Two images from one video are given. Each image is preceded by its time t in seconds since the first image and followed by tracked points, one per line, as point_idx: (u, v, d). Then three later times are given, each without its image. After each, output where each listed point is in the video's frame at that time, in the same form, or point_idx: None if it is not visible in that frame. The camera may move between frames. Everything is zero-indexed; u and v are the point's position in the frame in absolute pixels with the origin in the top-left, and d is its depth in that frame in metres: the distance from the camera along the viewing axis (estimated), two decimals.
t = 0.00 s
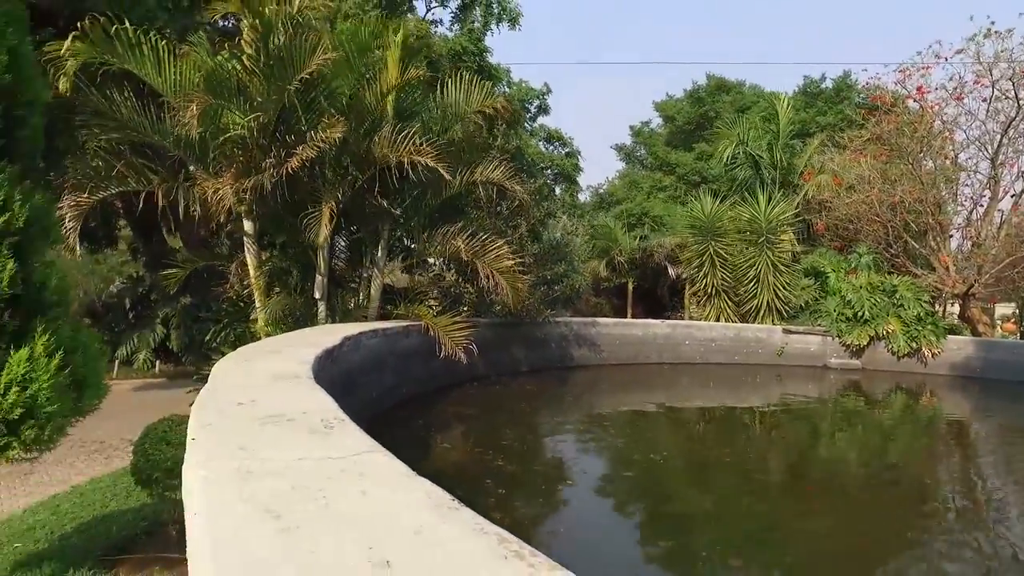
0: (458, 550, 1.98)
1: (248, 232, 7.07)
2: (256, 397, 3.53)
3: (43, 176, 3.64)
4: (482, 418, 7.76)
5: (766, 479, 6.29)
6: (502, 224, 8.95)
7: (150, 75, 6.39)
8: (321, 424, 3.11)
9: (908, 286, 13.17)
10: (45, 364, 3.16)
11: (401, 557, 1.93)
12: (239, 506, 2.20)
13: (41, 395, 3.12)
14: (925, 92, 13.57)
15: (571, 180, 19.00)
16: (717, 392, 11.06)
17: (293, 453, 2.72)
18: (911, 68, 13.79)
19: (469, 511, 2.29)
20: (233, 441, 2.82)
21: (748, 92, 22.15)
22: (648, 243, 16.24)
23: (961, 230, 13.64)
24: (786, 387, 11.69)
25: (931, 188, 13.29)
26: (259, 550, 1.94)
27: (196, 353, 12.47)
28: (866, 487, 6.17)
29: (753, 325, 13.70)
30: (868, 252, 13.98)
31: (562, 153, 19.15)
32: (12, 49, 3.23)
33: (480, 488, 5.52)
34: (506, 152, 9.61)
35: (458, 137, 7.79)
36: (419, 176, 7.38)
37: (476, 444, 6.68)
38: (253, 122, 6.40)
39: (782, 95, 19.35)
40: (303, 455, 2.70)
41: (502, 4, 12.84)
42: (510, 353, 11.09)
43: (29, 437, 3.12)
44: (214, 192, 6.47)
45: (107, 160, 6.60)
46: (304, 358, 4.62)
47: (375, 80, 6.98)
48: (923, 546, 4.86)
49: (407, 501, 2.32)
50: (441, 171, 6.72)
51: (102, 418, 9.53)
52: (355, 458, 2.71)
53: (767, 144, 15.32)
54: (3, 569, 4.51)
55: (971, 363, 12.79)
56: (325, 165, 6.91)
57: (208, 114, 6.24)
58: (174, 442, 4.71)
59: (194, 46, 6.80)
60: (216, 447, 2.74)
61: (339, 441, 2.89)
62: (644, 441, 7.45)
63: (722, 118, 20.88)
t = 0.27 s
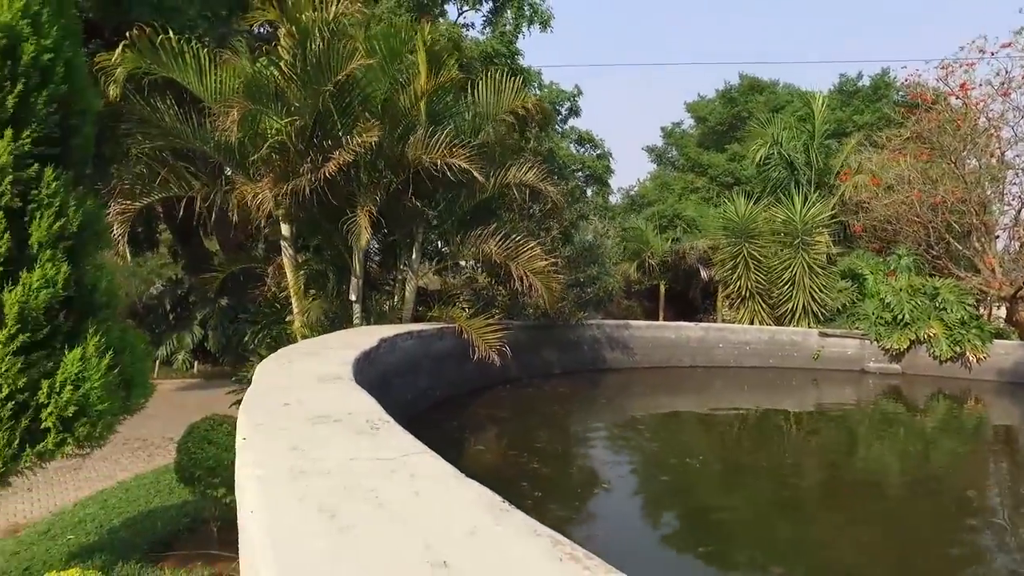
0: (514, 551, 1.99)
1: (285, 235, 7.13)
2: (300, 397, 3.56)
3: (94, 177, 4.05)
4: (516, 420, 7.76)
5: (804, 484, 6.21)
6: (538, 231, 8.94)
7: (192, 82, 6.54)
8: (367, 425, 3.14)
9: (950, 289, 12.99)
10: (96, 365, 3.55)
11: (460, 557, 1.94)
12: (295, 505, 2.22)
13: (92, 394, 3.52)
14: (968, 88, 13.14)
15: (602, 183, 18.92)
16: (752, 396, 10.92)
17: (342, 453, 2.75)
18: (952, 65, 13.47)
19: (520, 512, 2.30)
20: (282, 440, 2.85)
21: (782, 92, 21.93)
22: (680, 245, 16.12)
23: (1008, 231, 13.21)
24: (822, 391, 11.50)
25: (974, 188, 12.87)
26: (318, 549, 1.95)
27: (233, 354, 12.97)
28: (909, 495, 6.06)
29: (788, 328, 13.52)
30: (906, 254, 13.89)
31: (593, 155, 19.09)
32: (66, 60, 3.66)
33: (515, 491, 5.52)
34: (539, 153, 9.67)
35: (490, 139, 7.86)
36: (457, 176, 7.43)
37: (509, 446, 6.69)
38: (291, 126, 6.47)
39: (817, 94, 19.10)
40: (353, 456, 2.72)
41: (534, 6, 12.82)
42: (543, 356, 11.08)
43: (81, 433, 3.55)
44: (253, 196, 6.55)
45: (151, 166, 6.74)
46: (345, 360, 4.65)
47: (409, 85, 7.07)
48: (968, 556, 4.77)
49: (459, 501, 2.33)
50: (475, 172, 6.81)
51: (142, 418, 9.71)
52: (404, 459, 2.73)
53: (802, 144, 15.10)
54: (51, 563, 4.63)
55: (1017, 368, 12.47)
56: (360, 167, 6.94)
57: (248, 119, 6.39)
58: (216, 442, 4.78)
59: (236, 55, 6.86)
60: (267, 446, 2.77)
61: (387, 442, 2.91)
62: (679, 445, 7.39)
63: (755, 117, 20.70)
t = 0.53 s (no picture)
0: (563, 552, 1.99)
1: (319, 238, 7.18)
2: (339, 397, 3.59)
3: (140, 179, 4.45)
4: (548, 422, 7.77)
5: (841, 490, 6.13)
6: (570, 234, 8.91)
7: (228, 87, 6.62)
8: (408, 425, 3.15)
9: (995, 291, 12.61)
10: (139, 365, 3.92)
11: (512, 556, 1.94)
12: (346, 503, 2.24)
13: (136, 393, 3.89)
14: (1012, 84, 12.95)
15: (632, 184, 18.83)
16: (787, 399, 10.79)
17: (386, 452, 2.76)
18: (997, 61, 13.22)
19: (567, 514, 2.30)
20: (326, 439, 2.87)
21: (815, 91, 21.71)
22: (710, 246, 15.99)
23: None
24: (859, 396, 11.31)
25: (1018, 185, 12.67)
26: (370, 547, 1.96)
27: (266, 356, 13.25)
28: (950, 503, 5.95)
29: (822, 331, 13.34)
30: (946, 255, 13.64)
31: (623, 156, 19.00)
32: (113, 70, 4.07)
33: (549, 494, 5.53)
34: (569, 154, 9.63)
35: (522, 141, 7.84)
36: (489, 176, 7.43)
37: (542, 447, 6.68)
38: (325, 131, 6.53)
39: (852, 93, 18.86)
40: (396, 455, 2.73)
41: (563, 8, 12.77)
42: (574, 358, 11.07)
43: (129, 430, 3.91)
44: (288, 200, 6.59)
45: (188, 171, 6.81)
46: (381, 360, 4.69)
47: (439, 88, 7.01)
48: (1013, 566, 4.68)
49: (505, 502, 2.34)
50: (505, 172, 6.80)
51: (178, 417, 9.86)
52: (447, 459, 2.73)
53: (837, 145, 14.88)
54: (95, 556, 4.73)
55: None
56: (394, 169, 6.97)
57: (283, 124, 6.47)
58: (253, 441, 4.84)
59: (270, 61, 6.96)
60: (313, 445, 2.80)
61: (429, 442, 2.93)
62: (713, 448, 7.34)
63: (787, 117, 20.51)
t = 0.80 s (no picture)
0: (613, 558, 1.96)
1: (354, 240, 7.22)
2: (380, 399, 3.59)
3: (181, 184, 4.52)
4: (581, 425, 7.74)
5: (882, 497, 6.03)
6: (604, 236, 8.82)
7: (265, 91, 6.71)
8: (449, 427, 3.14)
9: None
10: (182, 365, 4.00)
11: (561, 563, 1.91)
12: (392, 507, 2.23)
13: (179, 392, 3.97)
14: None
15: (663, 185, 18.72)
16: (825, 404, 10.63)
17: (430, 455, 2.75)
18: None
19: (614, 519, 2.27)
20: (370, 441, 2.87)
21: (852, 88, 21.41)
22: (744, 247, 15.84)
23: None
24: (899, 401, 11.10)
25: None
26: (418, 552, 1.95)
27: (300, 357, 13.41)
28: (996, 512, 5.81)
29: (860, 334, 13.12)
30: (992, 256, 13.17)
31: (655, 157, 18.90)
32: (160, 78, 4.15)
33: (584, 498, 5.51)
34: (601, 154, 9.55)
35: (557, 143, 7.86)
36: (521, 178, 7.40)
37: (575, 451, 6.66)
38: (359, 134, 6.57)
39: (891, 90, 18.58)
40: (441, 458, 2.72)
41: (594, 9, 12.75)
42: (606, 360, 11.02)
43: (172, 428, 3.99)
44: (324, 204, 6.68)
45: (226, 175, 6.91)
46: (417, 363, 4.71)
47: (472, 90, 7.03)
48: None
49: (552, 506, 2.31)
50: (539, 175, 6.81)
51: (216, 417, 10.00)
52: (491, 461, 2.72)
53: (875, 145, 14.63)
54: (139, 550, 4.82)
55: None
56: (428, 172, 7.01)
57: (319, 129, 6.54)
58: (291, 441, 4.87)
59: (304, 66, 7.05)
60: (356, 447, 2.79)
61: (472, 444, 2.91)
62: (749, 453, 7.25)
63: (822, 116, 20.26)
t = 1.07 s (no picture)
0: (662, 568, 1.92)
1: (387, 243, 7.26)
2: (416, 403, 3.58)
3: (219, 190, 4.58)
4: (613, 429, 7.70)
5: (924, 505, 5.91)
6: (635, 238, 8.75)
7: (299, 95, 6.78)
8: (487, 432, 3.11)
9: None
10: (220, 367, 4.06)
11: (610, 573, 1.88)
12: (437, 511, 2.21)
13: (217, 393, 4.02)
14: None
15: (694, 186, 18.56)
16: (863, 409, 10.43)
17: (470, 460, 2.73)
18: None
19: (659, 527, 2.23)
20: (409, 445, 2.85)
21: (889, 86, 21.10)
22: (777, 249, 15.66)
23: None
24: (941, 407, 10.84)
25: None
26: (467, 557, 1.92)
27: (332, 359, 13.55)
28: None
29: (899, 338, 12.83)
30: None
31: (686, 158, 18.79)
32: (200, 86, 4.22)
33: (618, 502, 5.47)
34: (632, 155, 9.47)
35: (589, 145, 7.83)
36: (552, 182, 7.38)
37: (608, 455, 6.62)
38: (392, 138, 6.60)
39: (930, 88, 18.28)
40: (480, 463, 2.70)
41: (625, 10, 12.70)
42: (638, 363, 10.96)
43: (211, 429, 4.05)
44: (357, 207, 6.71)
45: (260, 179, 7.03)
46: (452, 365, 4.71)
47: (504, 93, 7.03)
48: None
49: (595, 513, 2.28)
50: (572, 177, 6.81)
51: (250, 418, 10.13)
52: (531, 467, 2.69)
53: (914, 144, 14.34)
54: (179, 547, 4.89)
55: None
56: (460, 174, 7.02)
57: (352, 133, 6.60)
58: (325, 442, 4.92)
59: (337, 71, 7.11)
60: (397, 450, 2.78)
61: (511, 449, 2.89)
62: (784, 458, 7.15)
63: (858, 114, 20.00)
